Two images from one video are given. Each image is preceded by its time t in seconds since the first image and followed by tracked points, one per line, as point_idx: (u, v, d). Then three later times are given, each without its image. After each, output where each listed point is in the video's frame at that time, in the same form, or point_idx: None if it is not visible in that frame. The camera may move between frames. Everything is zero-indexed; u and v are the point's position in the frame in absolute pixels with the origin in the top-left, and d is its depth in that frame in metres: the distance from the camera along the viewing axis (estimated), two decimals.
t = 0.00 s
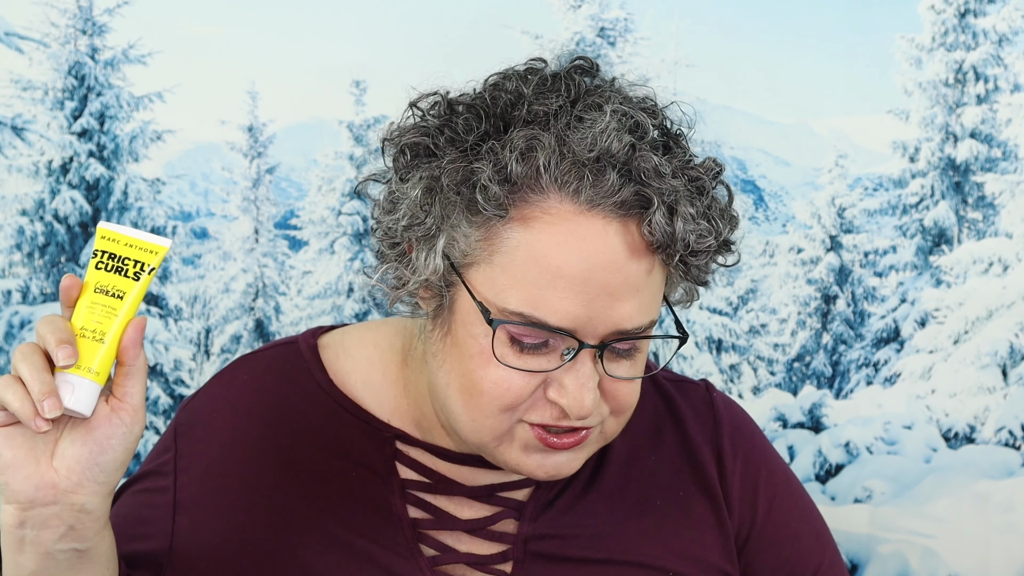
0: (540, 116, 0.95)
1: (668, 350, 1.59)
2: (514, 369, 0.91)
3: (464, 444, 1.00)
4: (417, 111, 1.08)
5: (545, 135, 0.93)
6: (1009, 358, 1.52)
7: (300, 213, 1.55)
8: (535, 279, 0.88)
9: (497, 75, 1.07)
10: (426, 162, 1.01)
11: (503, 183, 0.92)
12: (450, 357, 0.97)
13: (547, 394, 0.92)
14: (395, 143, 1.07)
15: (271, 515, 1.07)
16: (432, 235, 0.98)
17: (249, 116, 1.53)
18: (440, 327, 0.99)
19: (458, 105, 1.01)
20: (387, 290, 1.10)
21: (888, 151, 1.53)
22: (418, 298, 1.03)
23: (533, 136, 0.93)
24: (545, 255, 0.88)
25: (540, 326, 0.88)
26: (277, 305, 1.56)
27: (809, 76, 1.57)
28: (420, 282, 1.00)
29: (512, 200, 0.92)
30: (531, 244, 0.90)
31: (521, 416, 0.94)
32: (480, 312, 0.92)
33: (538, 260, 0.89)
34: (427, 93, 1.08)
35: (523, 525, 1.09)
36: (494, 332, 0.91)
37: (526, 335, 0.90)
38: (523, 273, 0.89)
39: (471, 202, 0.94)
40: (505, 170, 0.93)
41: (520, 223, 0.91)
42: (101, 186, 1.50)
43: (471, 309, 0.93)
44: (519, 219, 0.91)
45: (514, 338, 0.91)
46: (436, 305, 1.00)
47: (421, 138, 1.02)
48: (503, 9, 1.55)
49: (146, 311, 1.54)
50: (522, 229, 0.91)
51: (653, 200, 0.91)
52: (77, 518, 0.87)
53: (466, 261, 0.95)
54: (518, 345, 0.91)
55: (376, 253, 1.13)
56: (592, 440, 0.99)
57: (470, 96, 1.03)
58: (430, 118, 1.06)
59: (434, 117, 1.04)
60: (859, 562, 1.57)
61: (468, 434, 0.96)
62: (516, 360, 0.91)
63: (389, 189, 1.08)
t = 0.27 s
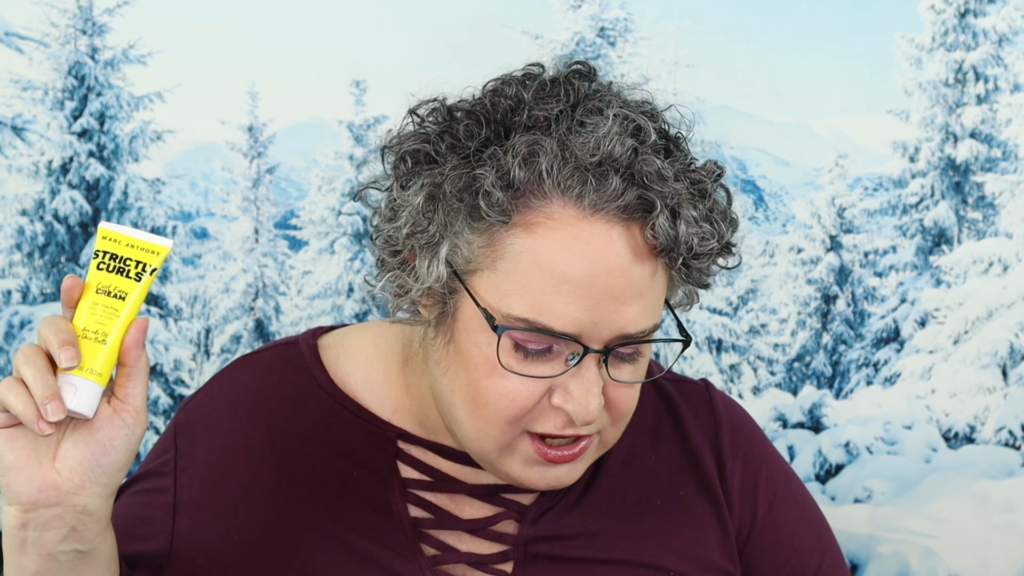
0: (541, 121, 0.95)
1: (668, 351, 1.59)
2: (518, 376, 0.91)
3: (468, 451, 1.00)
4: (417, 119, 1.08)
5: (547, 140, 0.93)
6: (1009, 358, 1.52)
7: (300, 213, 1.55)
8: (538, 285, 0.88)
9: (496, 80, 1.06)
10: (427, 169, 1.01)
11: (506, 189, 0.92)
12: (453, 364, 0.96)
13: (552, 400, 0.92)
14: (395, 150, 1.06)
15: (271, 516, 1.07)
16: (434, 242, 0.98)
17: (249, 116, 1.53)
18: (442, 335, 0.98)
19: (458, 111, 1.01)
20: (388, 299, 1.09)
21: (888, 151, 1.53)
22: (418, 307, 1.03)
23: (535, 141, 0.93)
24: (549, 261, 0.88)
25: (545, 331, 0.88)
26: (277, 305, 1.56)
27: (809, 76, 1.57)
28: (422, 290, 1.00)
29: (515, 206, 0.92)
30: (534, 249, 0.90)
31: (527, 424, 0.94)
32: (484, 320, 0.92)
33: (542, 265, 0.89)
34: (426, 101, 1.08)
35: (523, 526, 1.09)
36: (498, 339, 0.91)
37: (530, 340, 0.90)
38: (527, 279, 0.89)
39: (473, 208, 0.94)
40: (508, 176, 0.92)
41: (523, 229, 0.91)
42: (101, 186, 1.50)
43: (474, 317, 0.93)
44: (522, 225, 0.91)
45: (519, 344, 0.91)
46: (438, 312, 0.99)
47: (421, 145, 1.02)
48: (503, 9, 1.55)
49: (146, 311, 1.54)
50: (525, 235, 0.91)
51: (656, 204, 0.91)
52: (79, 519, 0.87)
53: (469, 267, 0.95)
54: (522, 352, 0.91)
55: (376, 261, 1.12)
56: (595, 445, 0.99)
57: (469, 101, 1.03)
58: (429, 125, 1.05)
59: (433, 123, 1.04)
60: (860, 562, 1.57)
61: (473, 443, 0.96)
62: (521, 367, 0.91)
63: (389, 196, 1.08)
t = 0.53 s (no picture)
0: (543, 124, 0.94)
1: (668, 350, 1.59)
2: (519, 380, 0.91)
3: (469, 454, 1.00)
4: (418, 121, 1.08)
5: (549, 144, 0.93)
6: (1009, 358, 1.52)
7: (300, 213, 1.55)
8: (540, 289, 0.88)
9: (497, 82, 1.06)
10: (428, 172, 1.00)
11: (508, 194, 0.92)
12: (454, 368, 0.96)
13: (553, 405, 0.93)
14: (395, 153, 1.06)
15: (270, 513, 1.07)
16: (436, 246, 0.98)
17: (249, 116, 1.53)
18: (443, 337, 0.98)
19: (459, 113, 1.01)
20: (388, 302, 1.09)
21: (888, 151, 1.53)
22: (419, 309, 1.03)
23: (538, 145, 0.93)
24: (551, 265, 0.88)
25: (547, 336, 0.89)
26: (277, 305, 1.56)
27: (809, 76, 1.57)
28: (423, 293, 0.99)
29: (517, 210, 0.92)
30: (536, 253, 0.90)
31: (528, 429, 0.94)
32: (485, 323, 0.92)
33: (544, 269, 0.89)
34: (427, 103, 1.07)
35: (524, 524, 1.09)
36: (499, 343, 0.91)
37: (532, 344, 0.90)
38: (529, 283, 0.89)
39: (475, 212, 0.94)
40: (509, 181, 0.92)
41: (525, 233, 0.91)
42: (101, 186, 1.50)
43: (475, 320, 0.93)
44: (524, 229, 0.91)
45: (520, 348, 0.91)
46: (440, 314, 0.99)
47: (423, 148, 1.01)
48: (503, 9, 1.55)
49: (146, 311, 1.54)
50: (527, 239, 0.91)
51: (658, 209, 0.91)
52: (80, 515, 0.87)
53: (471, 271, 0.95)
54: (523, 356, 0.91)
55: (377, 263, 1.12)
56: (595, 448, 0.99)
57: (471, 104, 1.02)
58: (430, 127, 1.05)
59: (434, 126, 1.03)
60: (860, 562, 1.57)
61: (475, 445, 0.96)
62: (522, 371, 0.91)
63: (389, 199, 1.07)
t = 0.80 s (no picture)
0: (538, 125, 0.95)
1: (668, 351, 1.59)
2: (516, 381, 0.91)
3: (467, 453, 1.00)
4: (414, 122, 1.08)
5: (544, 144, 0.93)
6: (1010, 358, 1.52)
7: (299, 213, 1.55)
8: (536, 291, 0.88)
9: (492, 82, 1.06)
10: (424, 173, 1.00)
11: (503, 195, 0.92)
12: (450, 369, 0.96)
13: (551, 405, 0.93)
14: (391, 154, 1.06)
15: (268, 517, 1.07)
16: (432, 247, 0.98)
17: (249, 116, 1.53)
18: (440, 339, 0.98)
19: (454, 114, 1.01)
20: (385, 303, 1.08)
21: (888, 151, 1.53)
22: (415, 310, 1.03)
23: (532, 146, 0.93)
24: (547, 266, 0.88)
25: (544, 337, 0.89)
26: (277, 305, 1.56)
27: (809, 76, 1.57)
28: (420, 294, 0.99)
29: (513, 211, 0.92)
30: (532, 255, 0.90)
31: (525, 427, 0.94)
32: (482, 325, 0.92)
33: (540, 270, 0.89)
34: (422, 103, 1.08)
35: (523, 526, 1.09)
36: (496, 345, 0.91)
37: (529, 346, 0.90)
38: (524, 285, 0.89)
39: (470, 214, 0.94)
40: (505, 182, 0.92)
41: (521, 235, 0.91)
42: (101, 186, 1.50)
43: (472, 321, 0.93)
44: (520, 230, 0.91)
45: (517, 349, 0.91)
46: (436, 316, 0.99)
47: (418, 149, 1.02)
48: (503, 8, 1.55)
49: (146, 311, 1.54)
50: (523, 241, 0.91)
51: (655, 209, 0.91)
52: (77, 529, 0.87)
53: (467, 272, 0.95)
54: (521, 357, 0.91)
55: (373, 264, 1.12)
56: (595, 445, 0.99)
57: (465, 105, 1.03)
58: (425, 128, 1.05)
59: (429, 127, 1.04)
60: (860, 562, 1.57)
61: (470, 443, 0.96)
62: (519, 373, 0.91)
63: (385, 200, 1.07)
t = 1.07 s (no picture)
0: (536, 126, 0.95)
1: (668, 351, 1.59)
2: (515, 381, 0.91)
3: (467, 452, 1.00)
4: (412, 123, 1.08)
5: (543, 146, 0.93)
6: (1009, 358, 1.52)
7: (300, 213, 1.55)
8: (535, 292, 0.88)
9: (491, 84, 1.06)
10: (422, 175, 1.01)
11: (502, 197, 0.92)
12: (449, 367, 0.97)
13: (550, 405, 0.92)
14: (390, 156, 1.06)
15: (268, 518, 1.07)
16: (431, 249, 0.98)
17: (249, 116, 1.53)
18: (440, 339, 0.98)
19: (453, 116, 1.01)
20: (384, 304, 1.08)
21: (888, 151, 1.53)
22: (415, 310, 1.03)
23: (531, 147, 0.93)
24: (546, 268, 0.88)
25: (543, 339, 0.89)
26: (277, 305, 1.56)
27: (809, 76, 1.57)
28: (419, 296, 0.99)
29: (511, 213, 0.92)
30: (531, 257, 0.90)
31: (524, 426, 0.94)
32: (481, 327, 0.92)
33: (539, 272, 0.89)
34: (421, 105, 1.08)
35: (523, 527, 1.09)
36: (495, 345, 0.91)
37: (528, 347, 0.90)
38: (523, 286, 0.89)
39: (469, 216, 0.94)
40: (503, 184, 0.92)
41: (519, 237, 0.91)
42: (101, 186, 1.50)
43: (471, 323, 0.93)
44: (518, 232, 0.91)
45: (516, 350, 0.91)
46: (435, 317, 0.99)
47: (417, 151, 1.02)
48: (503, 8, 1.55)
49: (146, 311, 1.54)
50: (522, 242, 0.91)
51: (653, 210, 0.91)
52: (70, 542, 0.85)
53: (466, 274, 0.94)
54: (520, 357, 0.91)
55: (372, 265, 1.12)
56: (595, 440, 0.99)
57: (464, 106, 1.03)
58: (424, 130, 1.05)
59: (428, 128, 1.04)
60: (860, 562, 1.57)
61: (470, 442, 0.96)
62: (518, 373, 0.91)
63: (384, 202, 1.07)
